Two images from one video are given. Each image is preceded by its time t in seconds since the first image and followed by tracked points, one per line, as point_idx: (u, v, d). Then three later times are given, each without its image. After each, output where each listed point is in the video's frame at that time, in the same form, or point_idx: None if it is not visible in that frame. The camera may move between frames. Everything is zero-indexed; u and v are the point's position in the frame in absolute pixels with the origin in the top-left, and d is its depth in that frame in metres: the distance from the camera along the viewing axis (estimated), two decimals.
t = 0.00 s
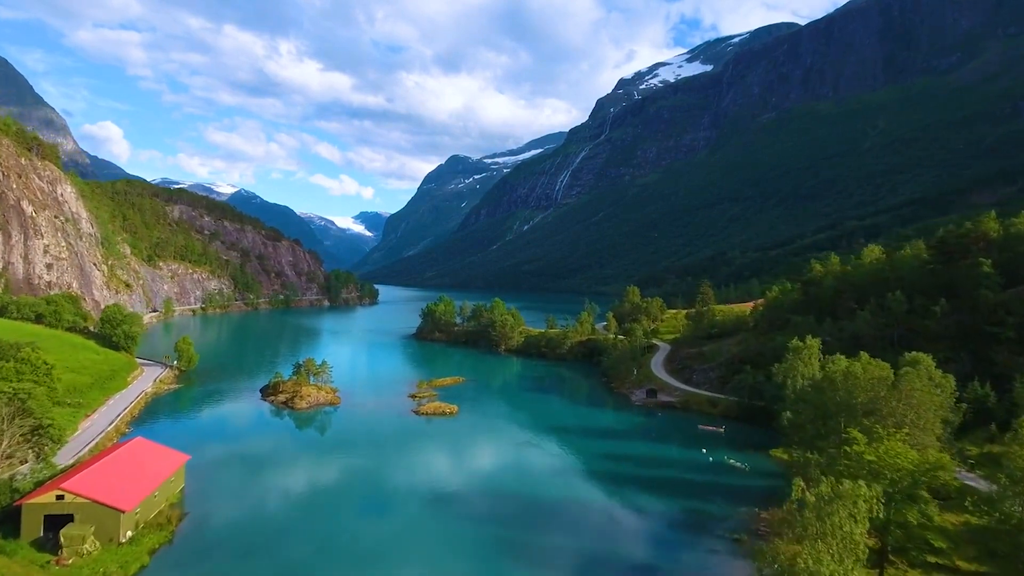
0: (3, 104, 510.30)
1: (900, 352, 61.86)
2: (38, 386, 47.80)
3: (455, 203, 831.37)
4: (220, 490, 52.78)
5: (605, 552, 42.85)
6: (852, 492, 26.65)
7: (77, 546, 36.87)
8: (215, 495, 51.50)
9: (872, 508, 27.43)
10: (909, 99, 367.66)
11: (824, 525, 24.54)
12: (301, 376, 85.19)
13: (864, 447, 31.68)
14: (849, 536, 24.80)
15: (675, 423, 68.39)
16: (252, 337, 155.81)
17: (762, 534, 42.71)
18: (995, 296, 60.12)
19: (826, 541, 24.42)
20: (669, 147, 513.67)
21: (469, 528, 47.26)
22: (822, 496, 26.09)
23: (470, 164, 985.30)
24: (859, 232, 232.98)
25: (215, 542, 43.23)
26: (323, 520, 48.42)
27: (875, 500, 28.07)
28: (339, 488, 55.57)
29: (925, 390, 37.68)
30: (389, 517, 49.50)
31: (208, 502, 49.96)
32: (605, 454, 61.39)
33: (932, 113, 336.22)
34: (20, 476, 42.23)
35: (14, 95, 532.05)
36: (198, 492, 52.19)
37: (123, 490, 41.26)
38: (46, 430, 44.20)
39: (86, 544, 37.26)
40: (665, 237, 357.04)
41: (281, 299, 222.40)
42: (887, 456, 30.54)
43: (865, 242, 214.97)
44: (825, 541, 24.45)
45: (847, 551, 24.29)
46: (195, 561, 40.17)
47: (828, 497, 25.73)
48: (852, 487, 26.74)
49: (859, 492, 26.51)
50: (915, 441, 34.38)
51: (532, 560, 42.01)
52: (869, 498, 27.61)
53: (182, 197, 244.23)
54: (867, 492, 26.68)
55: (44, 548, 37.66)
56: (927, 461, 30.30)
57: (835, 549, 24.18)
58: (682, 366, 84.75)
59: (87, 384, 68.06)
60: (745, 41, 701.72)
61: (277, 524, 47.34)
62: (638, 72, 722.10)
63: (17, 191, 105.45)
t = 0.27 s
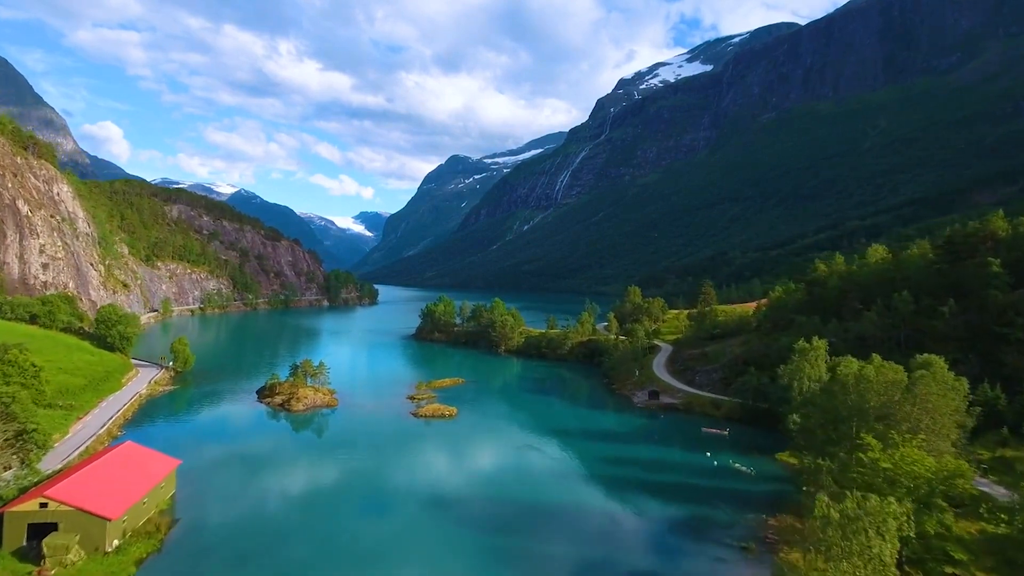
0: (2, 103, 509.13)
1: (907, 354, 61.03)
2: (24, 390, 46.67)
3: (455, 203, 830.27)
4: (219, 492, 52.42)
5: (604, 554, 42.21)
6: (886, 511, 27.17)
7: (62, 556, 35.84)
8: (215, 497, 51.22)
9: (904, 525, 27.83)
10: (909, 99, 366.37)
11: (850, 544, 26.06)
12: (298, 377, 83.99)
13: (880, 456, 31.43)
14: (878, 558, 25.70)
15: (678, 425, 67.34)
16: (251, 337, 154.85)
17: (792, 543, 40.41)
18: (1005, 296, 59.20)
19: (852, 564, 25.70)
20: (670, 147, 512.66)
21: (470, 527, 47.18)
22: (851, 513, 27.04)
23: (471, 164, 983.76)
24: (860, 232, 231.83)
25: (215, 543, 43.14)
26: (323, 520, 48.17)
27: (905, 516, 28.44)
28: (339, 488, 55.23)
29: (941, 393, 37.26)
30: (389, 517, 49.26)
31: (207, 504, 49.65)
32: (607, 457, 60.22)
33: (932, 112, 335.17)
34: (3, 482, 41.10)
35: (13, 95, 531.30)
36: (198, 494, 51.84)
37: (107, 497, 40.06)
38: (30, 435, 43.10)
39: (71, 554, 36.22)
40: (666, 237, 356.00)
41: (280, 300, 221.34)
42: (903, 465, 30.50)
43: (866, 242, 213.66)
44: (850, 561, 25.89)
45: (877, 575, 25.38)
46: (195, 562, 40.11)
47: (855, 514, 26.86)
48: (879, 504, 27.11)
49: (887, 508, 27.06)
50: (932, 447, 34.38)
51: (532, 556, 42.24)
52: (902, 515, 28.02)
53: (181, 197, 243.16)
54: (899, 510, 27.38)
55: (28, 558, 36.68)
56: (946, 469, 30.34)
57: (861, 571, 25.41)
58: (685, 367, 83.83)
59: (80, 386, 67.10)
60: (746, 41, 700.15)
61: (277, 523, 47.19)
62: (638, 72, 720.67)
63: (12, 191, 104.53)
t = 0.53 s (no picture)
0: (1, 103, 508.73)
1: (914, 356, 60.12)
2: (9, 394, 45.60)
3: (455, 203, 829.52)
4: (219, 493, 52.25)
5: (602, 556, 41.81)
6: (919, 529, 25.97)
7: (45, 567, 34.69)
8: (215, 498, 51.07)
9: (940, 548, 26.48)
10: (910, 99, 365.45)
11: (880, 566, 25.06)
12: (295, 379, 82.86)
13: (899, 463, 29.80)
14: None
15: (681, 428, 66.34)
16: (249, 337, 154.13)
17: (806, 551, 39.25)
18: (1014, 296, 58.28)
19: None
20: (670, 147, 511.74)
21: (469, 527, 47.08)
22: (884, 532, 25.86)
23: (471, 164, 983.03)
24: (861, 232, 230.83)
25: (216, 543, 43.22)
26: (323, 520, 48.05)
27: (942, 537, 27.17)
28: (339, 488, 55.08)
29: (956, 398, 36.15)
30: (389, 517, 49.15)
31: (206, 506, 49.46)
32: (609, 461, 59.11)
33: (933, 112, 334.17)
34: None
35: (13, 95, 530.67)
36: (197, 495, 51.62)
37: (87, 506, 38.53)
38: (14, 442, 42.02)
39: (54, 565, 35.08)
40: (666, 237, 355.05)
41: (279, 300, 220.37)
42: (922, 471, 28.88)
43: (867, 242, 212.77)
44: None
45: None
46: (197, 562, 40.21)
47: (889, 533, 25.70)
48: (914, 523, 25.89)
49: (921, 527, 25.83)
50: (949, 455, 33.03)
51: (532, 557, 41.95)
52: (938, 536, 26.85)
53: (180, 197, 242.28)
54: (935, 530, 26.23)
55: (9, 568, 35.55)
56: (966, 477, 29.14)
57: None
58: (687, 369, 82.88)
59: (73, 388, 66.22)
60: (746, 41, 699.25)
61: (278, 523, 47.23)
62: (638, 72, 719.77)
63: (8, 190, 103.60)
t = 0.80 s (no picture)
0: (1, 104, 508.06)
1: (923, 358, 59.17)
2: None
3: (455, 203, 828.95)
4: (217, 494, 52.00)
5: (605, 556, 41.87)
6: (961, 555, 22.62)
7: None
8: (213, 500, 50.72)
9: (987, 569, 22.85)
10: (910, 99, 364.52)
11: None
12: (291, 380, 81.68)
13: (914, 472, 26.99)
14: None
15: (684, 430, 65.39)
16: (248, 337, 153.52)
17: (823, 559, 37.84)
18: None
19: None
20: (670, 147, 510.99)
21: (468, 529, 46.59)
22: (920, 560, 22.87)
23: (471, 164, 980.90)
24: (861, 232, 229.91)
25: (214, 543, 43.19)
26: (322, 522, 47.90)
27: (988, 559, 23.34)
28: (339, 489, 55.01)
29: (976, 404, 34.36)
30: (389, 519, 48.79)
31: (204, 507, 49.22)
32: (610, 465, 58.01)
33: (934, 112, 333.30)
34: None
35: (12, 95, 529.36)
36: (197, 496, 51.49)
37: (71, 515, 37.26)
38: None
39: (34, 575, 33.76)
40: (666, 237, 354.09)
41: (278, 300, 219.53)
42: (940, 479, 25.98)
43: (868, 242, 211.79)
44: None
45: None
46: (194, 562, 40.12)
47: (925, 557, 22.88)
48: (952, 545, 22.68)
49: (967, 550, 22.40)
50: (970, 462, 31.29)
51: (530, 560, 41.38)
52: (983, 560, 22.99)
53: (178, 196, 241.34)
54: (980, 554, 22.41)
55: None
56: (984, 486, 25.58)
57: None
58: (689, 370, 81.92)
59: (65, 390, 65.67)
60: (746, 41, 698.28)
61: (277, 524, 47.17)
62: (638, 72, 718.79)
63: (3, 188, 102.56)
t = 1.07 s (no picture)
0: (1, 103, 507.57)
1: (931, 359, 58.41)
2: None
3: (455, 203, 828.14)
4: (217, 495, 51.67)
5: (605, 555, 41.85)
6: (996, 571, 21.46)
7: None
8: (212, 502, 50.41)
9: None
10: (911, 99, 363.47)
11: None
12: (288, 382, 80.40)
13: (936, 480, 25.74)
14: None
15: (688, 432, 64.54)
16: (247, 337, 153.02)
17: (832, 565, 36.98)
18: None
19: None
20: (670, 147, 510.08)
21: (468, 530, 46.52)
22: None
23: (471, 164, 979.76)
24: (863, 232, 228.83)
25: (213, 544, 42.95)
26: (323, 522, 47.76)
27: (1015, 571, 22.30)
28: (339, 488, 54.88)
29: (992, 408, 33.58)
30: (389, 520, 48.45)
31: (203, 508, 48.95)
32: (612, 467, 57.32)
33: (935, 111, 332.19)
34: None
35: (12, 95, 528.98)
36: (196, 496, 51.29)
37: (56, 521, 36.06)
38: None
39: None
40: (667, 237, 353.23)
41: (277, 300, 218.66)
42: (963, 488, 24.65)
43: (869, 242, 210.71)
44: None
45: None
46: (192, 564, 39.89)
47: None
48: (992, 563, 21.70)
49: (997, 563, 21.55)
50: (991, 470, 30.16)
51: (531, 563, 40.95)
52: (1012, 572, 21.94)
53: (177, 196, 240.54)
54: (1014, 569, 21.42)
55: None
56: (1009, 495, 24.04)
57: None
58: (692, 371, 80.94)
59: (57, 392, 64.71)
60: (746, 41, 696.90)
61: (277, 525, 46.95)
62: (638, 72, 717.61)
63: None
